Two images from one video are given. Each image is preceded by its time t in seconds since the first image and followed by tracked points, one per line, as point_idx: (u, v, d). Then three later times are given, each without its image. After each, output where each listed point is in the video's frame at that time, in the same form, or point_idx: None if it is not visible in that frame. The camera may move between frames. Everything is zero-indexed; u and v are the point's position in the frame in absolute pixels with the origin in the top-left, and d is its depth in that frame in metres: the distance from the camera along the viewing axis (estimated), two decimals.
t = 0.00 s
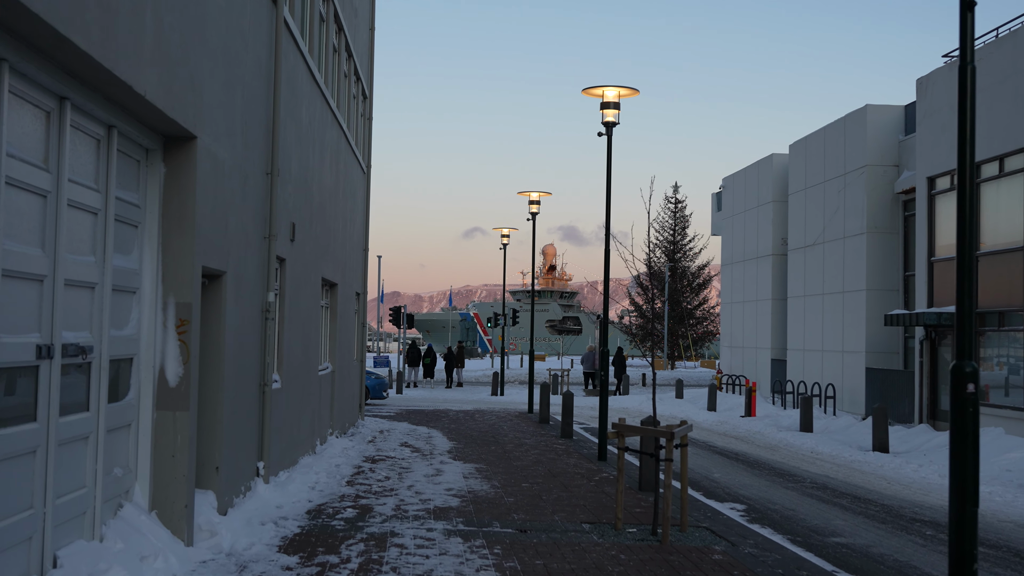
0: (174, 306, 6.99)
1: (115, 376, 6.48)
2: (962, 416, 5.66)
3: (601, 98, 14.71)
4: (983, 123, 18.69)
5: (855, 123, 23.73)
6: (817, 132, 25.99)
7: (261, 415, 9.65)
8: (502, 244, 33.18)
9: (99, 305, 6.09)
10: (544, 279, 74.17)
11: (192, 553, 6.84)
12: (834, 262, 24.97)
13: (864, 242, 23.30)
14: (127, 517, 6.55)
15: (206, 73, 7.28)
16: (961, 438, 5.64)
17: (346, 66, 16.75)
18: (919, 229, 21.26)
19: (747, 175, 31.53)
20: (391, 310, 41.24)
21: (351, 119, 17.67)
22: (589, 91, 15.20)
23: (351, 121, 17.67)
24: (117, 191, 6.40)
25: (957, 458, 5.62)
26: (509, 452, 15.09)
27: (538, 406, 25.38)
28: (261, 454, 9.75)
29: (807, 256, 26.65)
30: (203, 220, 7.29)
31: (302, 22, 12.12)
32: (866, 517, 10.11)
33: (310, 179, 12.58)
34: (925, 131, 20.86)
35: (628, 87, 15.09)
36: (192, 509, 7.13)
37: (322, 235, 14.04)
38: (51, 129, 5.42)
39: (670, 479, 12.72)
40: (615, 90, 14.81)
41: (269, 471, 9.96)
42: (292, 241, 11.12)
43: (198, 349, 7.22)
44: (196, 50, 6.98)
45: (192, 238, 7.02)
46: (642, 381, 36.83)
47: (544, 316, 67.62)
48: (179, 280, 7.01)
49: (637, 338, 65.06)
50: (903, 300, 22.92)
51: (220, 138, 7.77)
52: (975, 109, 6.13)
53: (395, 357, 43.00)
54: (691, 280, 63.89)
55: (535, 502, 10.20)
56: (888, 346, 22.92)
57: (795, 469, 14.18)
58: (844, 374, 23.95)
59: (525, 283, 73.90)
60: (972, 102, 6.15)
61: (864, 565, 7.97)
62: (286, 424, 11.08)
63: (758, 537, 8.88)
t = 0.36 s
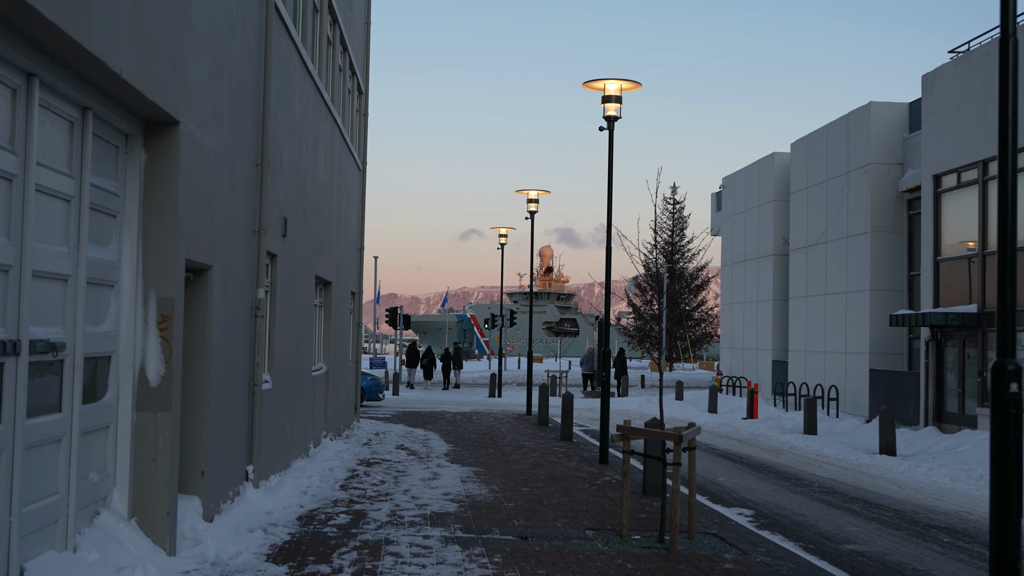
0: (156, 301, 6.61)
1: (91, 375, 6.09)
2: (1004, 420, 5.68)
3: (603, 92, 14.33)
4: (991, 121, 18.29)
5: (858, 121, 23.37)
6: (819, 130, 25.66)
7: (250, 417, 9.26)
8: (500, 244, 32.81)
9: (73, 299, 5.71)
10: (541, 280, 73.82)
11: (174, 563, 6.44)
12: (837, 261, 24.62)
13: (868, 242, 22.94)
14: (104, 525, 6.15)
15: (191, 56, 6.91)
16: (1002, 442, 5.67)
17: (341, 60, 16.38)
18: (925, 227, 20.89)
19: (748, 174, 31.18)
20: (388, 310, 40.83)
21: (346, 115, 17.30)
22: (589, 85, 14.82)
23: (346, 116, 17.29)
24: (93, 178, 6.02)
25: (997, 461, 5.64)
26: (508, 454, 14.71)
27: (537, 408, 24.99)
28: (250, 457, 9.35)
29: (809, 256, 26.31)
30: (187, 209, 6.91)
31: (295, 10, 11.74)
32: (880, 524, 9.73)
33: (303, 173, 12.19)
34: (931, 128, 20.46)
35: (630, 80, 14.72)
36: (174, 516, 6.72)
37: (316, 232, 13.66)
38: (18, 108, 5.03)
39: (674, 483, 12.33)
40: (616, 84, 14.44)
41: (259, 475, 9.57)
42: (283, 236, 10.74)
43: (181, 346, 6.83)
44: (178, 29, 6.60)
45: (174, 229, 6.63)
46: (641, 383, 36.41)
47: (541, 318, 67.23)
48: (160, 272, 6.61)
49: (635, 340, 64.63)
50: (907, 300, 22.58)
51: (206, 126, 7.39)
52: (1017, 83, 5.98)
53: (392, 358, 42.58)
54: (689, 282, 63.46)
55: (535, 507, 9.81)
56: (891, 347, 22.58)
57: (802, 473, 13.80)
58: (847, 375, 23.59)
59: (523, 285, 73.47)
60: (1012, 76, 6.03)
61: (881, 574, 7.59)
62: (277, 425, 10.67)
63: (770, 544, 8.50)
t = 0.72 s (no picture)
0: (129, 302, 6.19)
1: (57, 382, 5.66)
2: None
3: (600, 87, 13.94)
4: (995, 117, 17.93)
5: (858, 118, 23.03)
6: (817, 127, 25.32)
7: (233, 424, 8.83)
8: (494, 243, 32.38)
9: (35, 302, 5.28)
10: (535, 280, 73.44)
11: None
12: (836, 260, 24.27)
13: (867, 240, 22.59)
14: (70, 544, 5.72)
15: (167, 42, 6.49)
16: None
17: (331, 54, 15.96)
18: (926, 225, 20.53)
19: (744, 172, 30.83)
20: (380, 310, 40.36)
21: (336, 110, 16.86)
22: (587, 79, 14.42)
23: (336, 112, 16.85)
24: (58, 170, 5.59)
25: None
26: (503, 459, 14.31)
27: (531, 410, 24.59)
28: (234, 466, 8.93)
29: (807, 255, 25.97)
30: (162, 205, 6.49)
31: None
32: (891, 533, 9.36)
33: (291, 169, 11.77)
34: (933, 124, 20.11)
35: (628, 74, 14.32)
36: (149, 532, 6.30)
37: (305, 230, 13.24)
38: None
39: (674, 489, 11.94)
40: (614, 78, 14.04)
41: (243, 483, 9.15)
42: (270, 235, 10.32)
43: (155, 350, 6.41)
44: (153, 12, 6.18)
45: (148, 226, 6.22)
46: (636, 383, 36.02)
47: (535, 317, 66.83)
48: (133, 272, 6.19)
49: (630, 339, 64.25)
50: (907, 299, 22.24)
51: (184, 117, 6.97)
52: None
53: (385, 358, 42.08)
54: (684, 281, 63.15)
55: (532, 516, 9.42)
56: (891, 347, 22.25)
57: (805, 478, 13.43)
58: (847, 376, 23.24)
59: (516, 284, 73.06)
60: None
61: None
62: (263, 431, 10.25)
63: (778, 557, 8.11)
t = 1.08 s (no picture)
0: (95, 294, 5.77)
1: (15, 379, 5.23)
2: None
3: (597, 78, 13.54)
4: (998, 112, 17.59)
5: (857, 114, 22.69)
6: (816, 125, 24.97)
7: (214, 425, 8.41)
8: (488, 242, 31.95)
9: None
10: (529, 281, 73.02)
11: None
12: (834, 259, 23.92)
13: (867, 239, 22.24)
14: (31, 554, 5.29)
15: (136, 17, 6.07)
16: None
17: (320, 45, 15.53)
18: (928, 223, 20.18)
19: (741, 171, 30.48)
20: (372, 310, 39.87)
21: (325, 103, 16.43)
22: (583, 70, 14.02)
23: (325, 105, 16.42)
24: (16, 150, 5.16)
25: None
26: (497, 461, 13.89)
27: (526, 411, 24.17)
28: (214, 469, 8.50)
29: (805, 254, 25.62)
30: (132, 191, 6.06)
31: None
32: (902, 539, 8.97)
33: (277, 161, 11.36)
34: (935, 119, 19.76)
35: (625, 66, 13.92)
36: (116, 540, 5.86)
37: (292, 225, 12.80)
38: None
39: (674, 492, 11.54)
40: (611, 69, 13.64)
41: (224, 488, 8.72)
42: (254, 228, 9.90)
43: (124, 346, 5.99)
44: None
45: (115, 213, 5.80)
46: (632, 384, 35.61)
47: (529, 318, 66.43)
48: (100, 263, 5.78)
49: (624, 340, 63.84)
50: (908, 299, 21.89)
51: (157, 99, 6.55)
52: None
53: (377, 359, 41.59)
54: (679, 281, 62.74)
55: (527, 522, 9.01)
56: (892, 347, 21.90)
57: (808, 481, 13.05)
58: (846, 376, 22.87)
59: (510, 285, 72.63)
60: None
61: None
62: (246, 432, 9.82)
63: (786, 565, 7.72)
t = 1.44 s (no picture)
0: (62, 291, 5.39)
1: None
2: None
3: (596, 71, 13.17)
4: (1005, 107, 17.26)
5: (859, 112, 22.36)
6: (816, 123, 24.65)
7: (196, 429, 8.02)
8: (484, 243, 31.55)
9: None
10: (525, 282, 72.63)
11: None
12: (835, 258, 23.58)
13: (869, 238, 21.91)
14: None
15: None
16: None
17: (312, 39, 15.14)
18: (931, 221, 19.85)
19: (740, 170, 30.14)
20: (367, 311, 39.42)
21: (318, 99, 16.03)
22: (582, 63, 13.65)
23: (318, 101, 16.03)
24: None
25: None
26: (492, 465, 13.51)
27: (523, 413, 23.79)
28: (196, 475, 8.11)
29: (806, 254, 25.28)
30: (103, 181, 5.68)
31: None
32: (915, 547, 8.60)
33: (265, 155, 10.98)
34: (939, 116, 19.43)
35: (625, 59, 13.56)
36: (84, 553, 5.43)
37: (282, 222, 12.42)
38: None
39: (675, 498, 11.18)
40: (610, 62, 13.28)
41: (208, 495, 8.34)
42: (240, 224, 9.53)
43: (94, 345, 5.60)
44: None
45: (84, 204, 5.41)
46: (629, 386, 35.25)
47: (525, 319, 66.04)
48: (67, 257, 5.39)
49: (621, 341, 63.46)
50: (910, 299, 21.56)
51: (133, 84, 6.17)
52: None
53: (371, 361, 41.14)
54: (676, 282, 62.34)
55: (525, 530, 8.63)
56: (894, 348, 21.56)
57: (813, 485, 12.69)
58: (848, 378, 22.53)
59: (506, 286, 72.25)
60: None
61: None
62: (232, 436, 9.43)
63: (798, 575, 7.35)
